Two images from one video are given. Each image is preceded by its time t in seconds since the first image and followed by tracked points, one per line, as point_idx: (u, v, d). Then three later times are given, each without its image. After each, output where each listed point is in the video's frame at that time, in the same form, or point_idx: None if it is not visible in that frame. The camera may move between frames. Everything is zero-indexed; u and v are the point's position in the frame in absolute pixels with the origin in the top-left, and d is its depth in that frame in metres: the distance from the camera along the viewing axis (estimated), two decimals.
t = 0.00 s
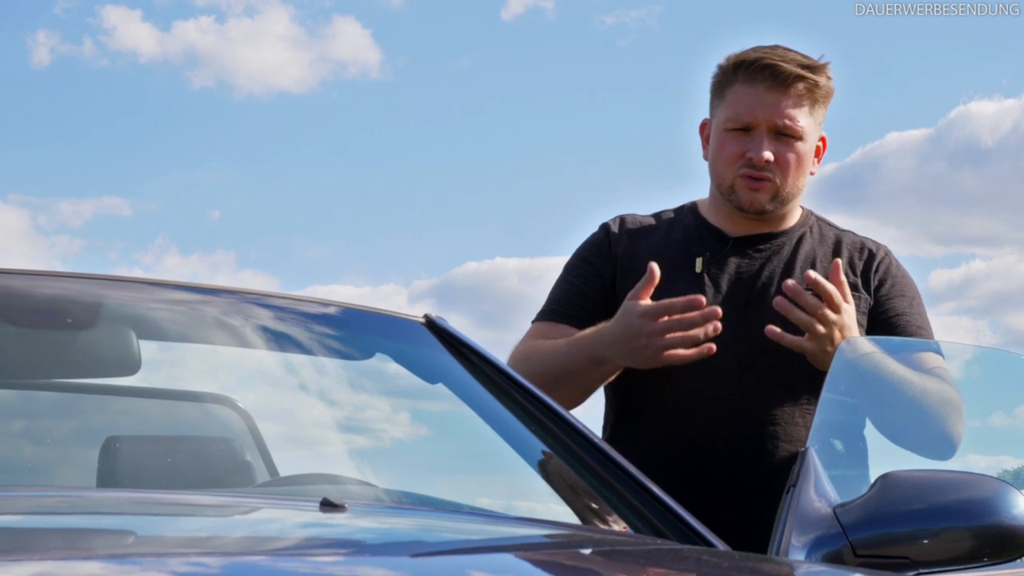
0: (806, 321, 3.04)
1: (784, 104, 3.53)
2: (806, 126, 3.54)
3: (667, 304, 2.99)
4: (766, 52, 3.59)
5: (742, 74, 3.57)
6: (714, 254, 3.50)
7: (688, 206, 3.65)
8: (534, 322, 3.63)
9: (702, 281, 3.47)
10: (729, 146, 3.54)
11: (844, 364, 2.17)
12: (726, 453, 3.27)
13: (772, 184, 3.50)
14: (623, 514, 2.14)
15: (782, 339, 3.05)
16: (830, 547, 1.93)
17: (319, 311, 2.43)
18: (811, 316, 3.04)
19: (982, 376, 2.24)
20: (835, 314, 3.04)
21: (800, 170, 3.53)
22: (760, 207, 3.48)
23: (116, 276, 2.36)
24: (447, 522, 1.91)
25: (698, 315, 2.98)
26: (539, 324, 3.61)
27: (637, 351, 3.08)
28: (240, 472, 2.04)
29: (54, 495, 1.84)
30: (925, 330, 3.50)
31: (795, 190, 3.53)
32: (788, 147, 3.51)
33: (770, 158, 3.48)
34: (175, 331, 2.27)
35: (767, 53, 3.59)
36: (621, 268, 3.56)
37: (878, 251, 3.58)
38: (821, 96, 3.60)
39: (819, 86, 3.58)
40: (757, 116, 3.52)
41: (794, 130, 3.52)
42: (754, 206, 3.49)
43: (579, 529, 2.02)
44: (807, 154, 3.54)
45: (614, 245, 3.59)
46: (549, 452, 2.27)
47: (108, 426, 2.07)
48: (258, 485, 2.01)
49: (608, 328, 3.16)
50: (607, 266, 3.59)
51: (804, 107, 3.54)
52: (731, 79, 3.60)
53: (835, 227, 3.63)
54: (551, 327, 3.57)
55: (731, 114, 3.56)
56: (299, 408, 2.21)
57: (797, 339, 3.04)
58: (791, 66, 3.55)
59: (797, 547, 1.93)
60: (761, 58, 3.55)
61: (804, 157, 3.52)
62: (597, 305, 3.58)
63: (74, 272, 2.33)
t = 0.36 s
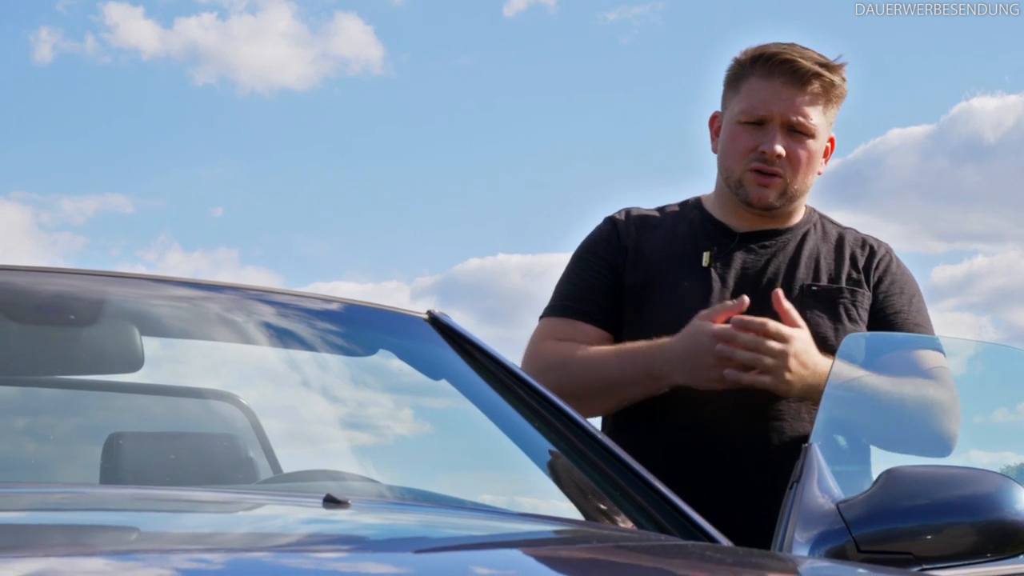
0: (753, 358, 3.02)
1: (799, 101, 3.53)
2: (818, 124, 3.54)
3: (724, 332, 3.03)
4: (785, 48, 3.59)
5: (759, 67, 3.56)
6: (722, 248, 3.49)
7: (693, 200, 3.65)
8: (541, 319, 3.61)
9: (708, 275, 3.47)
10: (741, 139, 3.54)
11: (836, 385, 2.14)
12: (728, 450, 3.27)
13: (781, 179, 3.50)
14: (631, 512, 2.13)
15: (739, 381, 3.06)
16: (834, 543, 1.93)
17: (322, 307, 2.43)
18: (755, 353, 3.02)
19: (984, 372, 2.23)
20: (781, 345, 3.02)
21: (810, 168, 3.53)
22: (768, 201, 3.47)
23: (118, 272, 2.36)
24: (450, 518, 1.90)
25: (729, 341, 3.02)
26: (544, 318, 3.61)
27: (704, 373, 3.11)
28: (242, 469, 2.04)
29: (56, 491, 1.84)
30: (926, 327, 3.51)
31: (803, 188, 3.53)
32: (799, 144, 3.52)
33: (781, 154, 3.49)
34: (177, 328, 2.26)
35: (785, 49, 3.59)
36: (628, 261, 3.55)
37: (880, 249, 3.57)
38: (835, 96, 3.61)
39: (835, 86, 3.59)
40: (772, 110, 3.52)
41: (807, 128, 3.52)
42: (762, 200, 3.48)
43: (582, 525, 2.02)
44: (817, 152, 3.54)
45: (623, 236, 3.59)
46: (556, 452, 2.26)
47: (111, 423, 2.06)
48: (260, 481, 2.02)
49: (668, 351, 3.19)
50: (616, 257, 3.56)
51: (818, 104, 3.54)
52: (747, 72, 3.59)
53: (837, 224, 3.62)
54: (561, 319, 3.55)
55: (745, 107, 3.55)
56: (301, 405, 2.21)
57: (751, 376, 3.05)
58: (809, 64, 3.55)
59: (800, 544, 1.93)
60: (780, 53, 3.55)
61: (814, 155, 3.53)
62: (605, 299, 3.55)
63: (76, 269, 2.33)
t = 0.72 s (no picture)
0: (741, 410, 2.99)
1: (807, 103, 3.53)
2: (825, 127, 3.55)
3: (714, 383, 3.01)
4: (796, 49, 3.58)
5: (769, 66, 3.56)
6: (722, 251, 3.50)
7: (692, 201, 3.65)
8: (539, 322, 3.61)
9: (709, 278, 3.46)
10: (747, 138, 3.54)
11: (827, 407, 2.11)
12: (724, 451, 3.27)
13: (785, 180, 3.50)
14: (628, 515, 2.13)
15: (736, 429, 3.04)
16: (831, 543, 1.93)
17: (319, 309, 2.43)
18: (742, 405, 2.99)
19: (983, 372, 2.24)
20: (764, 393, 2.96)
21: (813, 171, 3.53)
22: (771, 201, 3.48)
23: (116, 274, 2.36)
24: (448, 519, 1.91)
25: (717, 394, 3.00)
26: (542, 321, 3.61)
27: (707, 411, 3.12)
28: (239, 471, 2.04)
29: (53, 493, 1.84)
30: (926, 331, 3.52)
31: (806, 190, 3.53)
32: (804, 146, 3.52)
33: (787, 154, 3.49)
34: (174, 330, 2.26)
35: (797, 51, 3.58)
36: (626, 262, 3.55)
37: (881, 252, 3.57)
38: (843, 100, 3.61)
39: (844, 90, 3.58)
40: (780, 111, 3.52)
41: (813, 130, 3.52)
42: (766, 201, 3.48)
43: (580, 525, 2.02)
44: (821, 156, 3.55)
45: (621, 237, 3.59)
46: (559, 460, 2.25)
47: (108, 426, 2.06)
48: (257, 483, 2.02)
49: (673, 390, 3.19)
50: (614, 260, 3.57)
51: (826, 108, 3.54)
52: (757, 71, 3.58)
53: (838, 225, 3.62)
54: (558, 323, 3.56)
55: (754, 105, 3.55)
56: (299, 407, 2.21)
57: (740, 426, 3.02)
58: (820, 66, 3.55)
59: (798, 544, 1.93)
60: (792, 54, 3.54)
61: (819, 158, 3.53)
62: (600, 304, 3.55)
63: (73, 271, 2.33)
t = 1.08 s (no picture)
0: (738, 413, 2.99)
1: (804, 104, 3.54)
2: (822, 128, 3.55)
3: (711, 388, 3.00)
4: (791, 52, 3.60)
5: (765, 69, 3.57)
6: (721, 254, 3.50)
7: (690, 204, 3.66)
8: (537, 322, 3.62)
9: (707, 281, 3.46)
10: (744, 141, 3.55)
11: (822, 410, 2.12)
12: (719, 452, 3.28)
13: (783, 182, 3.50)
14: (622, 519, 2.13)
15: (737, 434, 3.04)
16: (824, 546, 1.94)
17: (314, 312, 2.43)
18: (739, 408, 2.99)
19: (979, 375, 2.24)
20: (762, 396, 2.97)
21: (811, 172, 3.54)
22: (769, 203, 3.48)
23: (111, 277, 2.36)
24: (443, 522, 1.91)
25: (715, 398, 3.00)
26: (540, 322, 3.61)
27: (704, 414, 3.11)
28: (234, 473, 2.03)
29: (47, 496, 1.84)
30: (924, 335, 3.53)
31: (804, 192, 3.54)
32: (801, 148, 3.53)
33: (784, 156, 3.50)
34: (169, 333, 2.26)
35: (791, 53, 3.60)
36: (625, 264, 3.56)
37: (879, 257, 3.58)
38: (840, 101, 3.62)
39: (840, 91, 3.59)
40: (776, 112, 3.53)
41: (809, 132, 3.53)
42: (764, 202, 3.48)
43: (574, 528, 2.03)
44: (819, 157, 3.55)
45: (620, 239, 3.59)
46: (554, 463, 2.25)
47: (103, 428, 2.06)
48: (251, 485, 2.01)
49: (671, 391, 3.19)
50: (613, 262, 3.57)
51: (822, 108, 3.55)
52: (752, 74, 3.60)
53: (835, 229, 3.63)
54: (556, 323, 3.57)
55: (750, 108, 3.56)
56: (294, 409, 2.21)
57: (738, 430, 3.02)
58: (815, 67, 3.57)
59: (792, 547, 1.93)
60: (787, 56, 3.56)
61: (816, 160, 3.53)
62: (598, 305, 3.55)
63: (68, 273, 2.33)
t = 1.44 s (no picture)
0: (760, 382, 3.01)
1: (800, 108, 3.54)
2: (818, 132, 3.55)
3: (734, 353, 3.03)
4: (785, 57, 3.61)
5: (760, 73, 3.57)
6: (718, 257, 3.50)
7: (688, 205, 3.66)
8: (534, 323, 3.62)
9: (706, 284, 3.47)
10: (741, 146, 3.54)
11: (819, 411, 2.12)
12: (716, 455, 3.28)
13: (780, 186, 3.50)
14: (618, 519, 2.14)
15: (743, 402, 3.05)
16: (821, 548, 1.94)
17: (311, 313, 2.43)
18: (762, 378, 3.01)
19: (977, 378, 2.24)
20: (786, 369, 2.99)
21: (808, 176, 3.53)
22: (767, 208, 3.48)
23: (108, 278, 2.36)
24: (439, 524, 1.91)
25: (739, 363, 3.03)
26: (538, 323, 3.61)
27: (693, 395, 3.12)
28: (230, 475, 2.03)
29: (44, 498, 1.84)
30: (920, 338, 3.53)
31: (801, 196, 3.53)
32: (798, 151, 3.52)
33: (781, 160, 3.49)
34: (166, 335, 2.26)
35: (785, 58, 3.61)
36: (624, 267, 3.56)
37: (876, 260, 3.58)
38: (835, 104, 3.62)
39: (835, 94, 3.60)
40: (772, 117, 3.53)
41: (807, 136, 3.53)
42: (762, 207, 3.48)
43: (571, 530, 2.03)
44: (816, 160, 3.55)
45: (618, 242, 3.59)
46: (551, 466, 2.24)
47: (99, 430, 2.06)
48: (248, 487, 2.01)
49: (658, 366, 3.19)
50: (611, 264, 3.57)
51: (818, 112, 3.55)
52: (747, 79, 3.60)
53: (833, 232, 3.63)
54: (554, 323, 3.57)
55: (745, 113, 3.56)
56: (291, 411, 2.21)
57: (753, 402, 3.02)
58: (810, 71, 3.57)
59: (788, 549, 1.93)
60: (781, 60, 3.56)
61: (813, 163, 3.53)
62: (596, 308, 3.56)
63: (65, 275, 2.33)
